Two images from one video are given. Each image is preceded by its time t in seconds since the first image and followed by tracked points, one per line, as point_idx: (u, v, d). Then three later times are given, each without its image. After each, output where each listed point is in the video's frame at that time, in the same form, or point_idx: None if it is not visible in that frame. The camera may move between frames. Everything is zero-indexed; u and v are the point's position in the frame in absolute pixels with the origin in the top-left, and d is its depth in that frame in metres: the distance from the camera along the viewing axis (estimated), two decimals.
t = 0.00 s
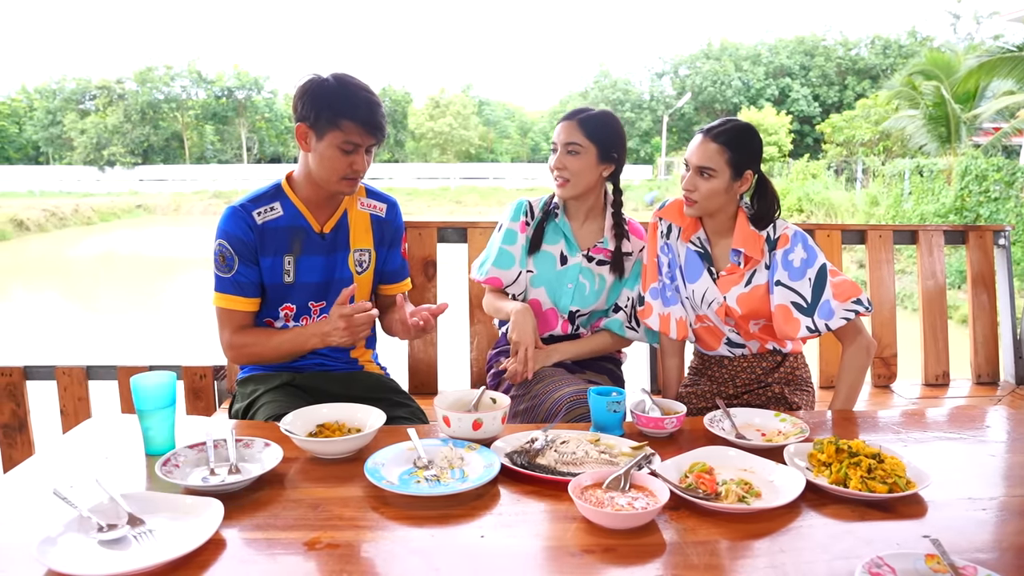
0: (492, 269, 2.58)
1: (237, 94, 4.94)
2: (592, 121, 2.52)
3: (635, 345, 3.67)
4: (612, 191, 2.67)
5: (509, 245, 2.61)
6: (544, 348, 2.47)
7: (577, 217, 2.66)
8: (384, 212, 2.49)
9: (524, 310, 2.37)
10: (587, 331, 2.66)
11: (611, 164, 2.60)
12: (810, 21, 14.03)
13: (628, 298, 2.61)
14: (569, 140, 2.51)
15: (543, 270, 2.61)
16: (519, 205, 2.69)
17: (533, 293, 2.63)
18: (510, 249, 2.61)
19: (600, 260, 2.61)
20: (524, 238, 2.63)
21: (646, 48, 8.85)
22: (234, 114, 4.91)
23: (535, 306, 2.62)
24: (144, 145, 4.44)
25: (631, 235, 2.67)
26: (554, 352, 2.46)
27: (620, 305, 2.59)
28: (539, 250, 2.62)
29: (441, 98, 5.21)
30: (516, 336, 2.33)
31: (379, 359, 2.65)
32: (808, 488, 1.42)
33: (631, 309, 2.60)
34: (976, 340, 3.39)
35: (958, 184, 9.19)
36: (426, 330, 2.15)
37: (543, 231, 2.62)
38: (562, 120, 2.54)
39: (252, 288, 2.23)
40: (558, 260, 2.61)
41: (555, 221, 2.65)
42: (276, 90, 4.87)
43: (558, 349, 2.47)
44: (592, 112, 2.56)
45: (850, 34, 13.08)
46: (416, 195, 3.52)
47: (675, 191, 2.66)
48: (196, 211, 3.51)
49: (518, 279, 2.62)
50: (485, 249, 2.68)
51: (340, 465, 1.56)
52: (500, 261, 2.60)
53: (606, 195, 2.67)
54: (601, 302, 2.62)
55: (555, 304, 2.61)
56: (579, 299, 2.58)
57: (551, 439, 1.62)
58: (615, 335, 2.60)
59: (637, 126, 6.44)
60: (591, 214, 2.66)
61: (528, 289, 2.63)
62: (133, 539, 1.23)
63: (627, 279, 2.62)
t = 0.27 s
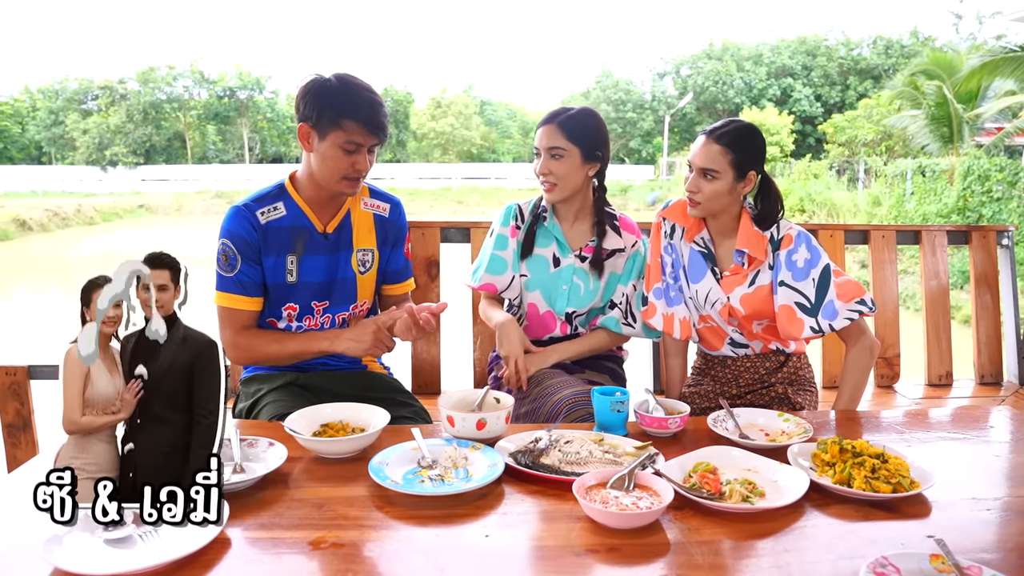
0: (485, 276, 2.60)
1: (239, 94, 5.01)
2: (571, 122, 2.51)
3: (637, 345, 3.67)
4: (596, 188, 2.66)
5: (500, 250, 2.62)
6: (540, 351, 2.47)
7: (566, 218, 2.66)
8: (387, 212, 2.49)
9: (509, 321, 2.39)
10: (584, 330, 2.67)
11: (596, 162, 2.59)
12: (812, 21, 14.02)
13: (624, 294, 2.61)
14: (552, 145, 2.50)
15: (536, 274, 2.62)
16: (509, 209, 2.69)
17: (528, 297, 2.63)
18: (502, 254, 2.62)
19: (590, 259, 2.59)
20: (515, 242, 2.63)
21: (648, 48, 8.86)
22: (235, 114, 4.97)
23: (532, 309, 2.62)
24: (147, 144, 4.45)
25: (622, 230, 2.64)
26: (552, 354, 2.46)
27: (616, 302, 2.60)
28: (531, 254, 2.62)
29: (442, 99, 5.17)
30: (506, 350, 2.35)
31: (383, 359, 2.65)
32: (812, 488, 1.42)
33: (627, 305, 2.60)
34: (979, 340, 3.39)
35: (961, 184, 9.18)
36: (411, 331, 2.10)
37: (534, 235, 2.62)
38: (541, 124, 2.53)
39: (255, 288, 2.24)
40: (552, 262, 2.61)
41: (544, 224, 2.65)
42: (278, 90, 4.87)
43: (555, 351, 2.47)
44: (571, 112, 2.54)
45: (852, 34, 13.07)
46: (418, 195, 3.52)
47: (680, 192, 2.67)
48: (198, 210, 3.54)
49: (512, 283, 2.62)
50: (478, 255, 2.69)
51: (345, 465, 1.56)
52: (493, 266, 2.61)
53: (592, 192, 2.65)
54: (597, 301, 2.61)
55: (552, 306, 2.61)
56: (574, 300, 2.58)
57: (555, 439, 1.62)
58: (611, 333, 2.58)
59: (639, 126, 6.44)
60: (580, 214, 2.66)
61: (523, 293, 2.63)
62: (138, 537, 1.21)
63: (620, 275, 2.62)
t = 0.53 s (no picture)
0: (484, 276, 2.59)
1: (240, 95, 4.95)
2: (566, 121, 2.51)
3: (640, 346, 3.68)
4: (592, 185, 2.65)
5: (499, 251, 2.61)
6: (540, 354, 2.45)
7: (564, 218, 2.66)
8: (391, 212, 2.49)
9: (506, 325, 2.36)
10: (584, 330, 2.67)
11: (593, 160, 2.58)
12: (814, 21, 14.05)
13: (622, 293, 2.61)
14: (548, 146, 2.51)
15: (535, 274, 2.62)
16: (506, 210, 2.69)
17: (527, 298, 2.63)
18: (500, 255, 2.61)
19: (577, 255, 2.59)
20: (513, 243, 2.63)
21: (650, 49, 8.89)
22: (238, 115, 4.92)
23: (532, 310, 2.62)
24: (147, 145, 4.52)
25: (620, 227, 2.64)
26: (552, 355, 2.44)
27: (615, 301, 2.60)
28: (530, 254, 2.62)
29: (444, 98, 5.29)
30: (505, 355, 2.33)
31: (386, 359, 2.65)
32: (817, 488, 1.42)
33: (627, 304, 2.60)
34: (983, 341, 3.39)
35: (963, 184, 9.18)
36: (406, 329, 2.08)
37: (532, 235, 2.62)
38: (535, 125, 2.53)
39: (258, 289, 2.25)
40: (550, 263, 2.61)
41: (542, 224, 2.64)
42: (280, 91, 4.89)
43: (556, 352, 2.46)
44: (564, 112, 2.54)
45: (854, 35, 13.07)
46: (420, 195, 3.52)
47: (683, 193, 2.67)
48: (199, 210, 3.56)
49: (511, 284, 2.61)
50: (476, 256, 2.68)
51: (350, 464, 1.57)
52: (491, 267, 2.59)
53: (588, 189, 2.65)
54: (596, 300, 2.61)
55: (551, 306, 2.61)
56: (574, 300, 2.58)
57: (559, 439, 1.62)
58: (611, 332, 2.58)
59: (641, 127, 6.45)
60: (577, 213, 2.66)
61: (521, 294, 2.63)
62: (144, 538, 1.23)
63: (619, 273, 2.61)
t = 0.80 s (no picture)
0: (489, 275, 2.60)
1: (242, 94, 4.96)
2: (577, 121, 2.51)
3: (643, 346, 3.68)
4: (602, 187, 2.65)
5: (506, 250, 2.63)
6: (545, 354, 2.48)
7: (573, 219, 2.66)
8: (393, 213, 2.49)
9: (512, 325, 2.40)
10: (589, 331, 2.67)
11: (603, 161, 2.59)
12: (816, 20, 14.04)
13: (628, 295, 2.62)
14: (559, 145, 2.51)
15: (542, 274, 2.61)
16: (515, 209, 2.69)
17: (533, 297, 2.62)
18: (507, 255, 2.62)
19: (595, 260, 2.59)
20: (521, 242, 2.64)
21: (651, 48, 8.91)
22: (239, 114, 4.93)
23: (537, 310, 2.62)
24: (151, 145, 4.54)
25: (629, 230, 2.64)
26: (557, 356, 2.46)
27: (621, 303, 2.60)
28: (537, 254, 2.62)
29: (446, 99, 5.21)
30: (509, 354, 2.37)
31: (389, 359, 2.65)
32: (820, 489, 1.42)
33: (633, 306, 2.60)
34: (986, 341, 3.38)
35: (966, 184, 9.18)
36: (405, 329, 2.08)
37: (541, 234, 2.62)
38: (547, 124, 2.54)
39: (260, 290, 2.25)
40: (558, 263, 2.61)
41: (551, 224, 2.64)
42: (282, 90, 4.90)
43: (561, 352, 2.48)
44: (576, 112, 2.55)
45: (856, 34, 13.07)
46: (422, 195, 3.53)
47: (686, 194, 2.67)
48: (202, 211, 3.59)
49: (517, 284, 2.62)
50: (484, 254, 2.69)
51: (353, 465, 1.57)
52: (497, 266, 2.61)
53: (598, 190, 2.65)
54: (602, 301, 2.61)
55: (557, 307, 2.60)
56: (580, 301, 2.58)
57: (563, 439, 1.63)
58: (616, 334, 2.57)
59: (642, 126, 6.45)
60: (587, 214, 2.66)
61: (528, 293, 2.63)
62: (149, 537, 1.24)
63: (626, 276, 2.61)
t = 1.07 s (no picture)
0: (503, 269, 2.59)
1: (244, 95, 4.99)
2: (604, 123, 2.53)
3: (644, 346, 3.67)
4: (624, 193, 2.66)
5: (521, 245, 2.62)
6: (552, 351, 2.47)
7: (591, 220, 2.67)
8: (394, 213, 2.49)
9: (525, 321, 2.35)
10: (598, 333, 2.66)
11: (626, 165, 2.59)
12: (817, 20, 14.03)
13: (640, 301, 2.62)
14: (584, 143, 2.52)
15: (556, 272, 2.62)
16: (533, 206, 2.70)
17: (544, 295, 2.63)
18: (523, 249, 2.62)
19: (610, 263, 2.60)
20: (537, 239, 2.64)
21: (653, 48, 8.94)
22: (241, 114, 4.93)
23: (546, 307, 2.62)
24: (153, 144, 4.54)
25: (645, 237, 2.66)
26: (564, 355, 2.46)
27: (631, 308, 2.61)
28: (552, 252, 2.63)
29: (448, 99, 5.16)
30: (520, 351, 2.33)
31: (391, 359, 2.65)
32: (822, 489, 1.42)
33: (643, 312, 2.61)
34: (987, 341, 3.37)
35: (968, 185, 9.18)
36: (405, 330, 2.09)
37: (557, 233, 2.63)
38: (575, 123, 2.55)
39: (261, 291, 2.25)
40: (572, 262, 2.62)
41: (569, 223, 2.66)
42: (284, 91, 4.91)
43: (567, 352, 2.47)
44: (605, 114, 2.57)
45: (858, 34, 13.06)
46: (424, 195, 3.53)
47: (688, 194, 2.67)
48: (204, 212, 3.60)
49: (529, 279, 2.61)
50: (497, 247, 2.68)
51: (355, 464, 1.57)
52: (511, 261, 2.60)
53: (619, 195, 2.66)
54: (613, 305, 2.62)
55: (567, 305, 2.61)
56: (591, 302, 2.58)
57: (565, 439, 1.63)
58: (625, 337, 2.59)
59: (644, 127, 6.46)
60: (605, 216, 2.67)
61: (539, 290, 2.63)
62: (152, 537, 1.24)
63: (639, 282, 2.63)
